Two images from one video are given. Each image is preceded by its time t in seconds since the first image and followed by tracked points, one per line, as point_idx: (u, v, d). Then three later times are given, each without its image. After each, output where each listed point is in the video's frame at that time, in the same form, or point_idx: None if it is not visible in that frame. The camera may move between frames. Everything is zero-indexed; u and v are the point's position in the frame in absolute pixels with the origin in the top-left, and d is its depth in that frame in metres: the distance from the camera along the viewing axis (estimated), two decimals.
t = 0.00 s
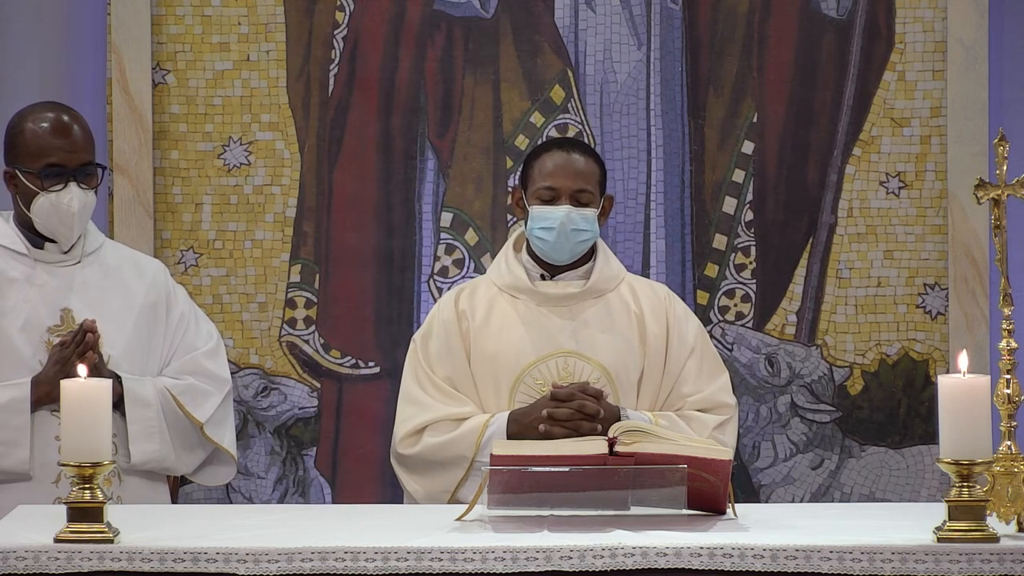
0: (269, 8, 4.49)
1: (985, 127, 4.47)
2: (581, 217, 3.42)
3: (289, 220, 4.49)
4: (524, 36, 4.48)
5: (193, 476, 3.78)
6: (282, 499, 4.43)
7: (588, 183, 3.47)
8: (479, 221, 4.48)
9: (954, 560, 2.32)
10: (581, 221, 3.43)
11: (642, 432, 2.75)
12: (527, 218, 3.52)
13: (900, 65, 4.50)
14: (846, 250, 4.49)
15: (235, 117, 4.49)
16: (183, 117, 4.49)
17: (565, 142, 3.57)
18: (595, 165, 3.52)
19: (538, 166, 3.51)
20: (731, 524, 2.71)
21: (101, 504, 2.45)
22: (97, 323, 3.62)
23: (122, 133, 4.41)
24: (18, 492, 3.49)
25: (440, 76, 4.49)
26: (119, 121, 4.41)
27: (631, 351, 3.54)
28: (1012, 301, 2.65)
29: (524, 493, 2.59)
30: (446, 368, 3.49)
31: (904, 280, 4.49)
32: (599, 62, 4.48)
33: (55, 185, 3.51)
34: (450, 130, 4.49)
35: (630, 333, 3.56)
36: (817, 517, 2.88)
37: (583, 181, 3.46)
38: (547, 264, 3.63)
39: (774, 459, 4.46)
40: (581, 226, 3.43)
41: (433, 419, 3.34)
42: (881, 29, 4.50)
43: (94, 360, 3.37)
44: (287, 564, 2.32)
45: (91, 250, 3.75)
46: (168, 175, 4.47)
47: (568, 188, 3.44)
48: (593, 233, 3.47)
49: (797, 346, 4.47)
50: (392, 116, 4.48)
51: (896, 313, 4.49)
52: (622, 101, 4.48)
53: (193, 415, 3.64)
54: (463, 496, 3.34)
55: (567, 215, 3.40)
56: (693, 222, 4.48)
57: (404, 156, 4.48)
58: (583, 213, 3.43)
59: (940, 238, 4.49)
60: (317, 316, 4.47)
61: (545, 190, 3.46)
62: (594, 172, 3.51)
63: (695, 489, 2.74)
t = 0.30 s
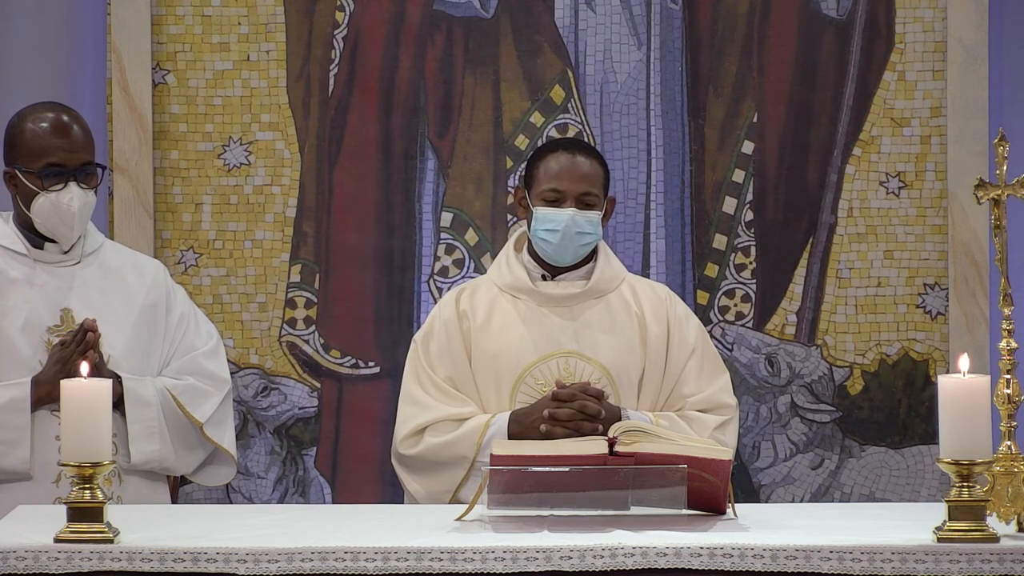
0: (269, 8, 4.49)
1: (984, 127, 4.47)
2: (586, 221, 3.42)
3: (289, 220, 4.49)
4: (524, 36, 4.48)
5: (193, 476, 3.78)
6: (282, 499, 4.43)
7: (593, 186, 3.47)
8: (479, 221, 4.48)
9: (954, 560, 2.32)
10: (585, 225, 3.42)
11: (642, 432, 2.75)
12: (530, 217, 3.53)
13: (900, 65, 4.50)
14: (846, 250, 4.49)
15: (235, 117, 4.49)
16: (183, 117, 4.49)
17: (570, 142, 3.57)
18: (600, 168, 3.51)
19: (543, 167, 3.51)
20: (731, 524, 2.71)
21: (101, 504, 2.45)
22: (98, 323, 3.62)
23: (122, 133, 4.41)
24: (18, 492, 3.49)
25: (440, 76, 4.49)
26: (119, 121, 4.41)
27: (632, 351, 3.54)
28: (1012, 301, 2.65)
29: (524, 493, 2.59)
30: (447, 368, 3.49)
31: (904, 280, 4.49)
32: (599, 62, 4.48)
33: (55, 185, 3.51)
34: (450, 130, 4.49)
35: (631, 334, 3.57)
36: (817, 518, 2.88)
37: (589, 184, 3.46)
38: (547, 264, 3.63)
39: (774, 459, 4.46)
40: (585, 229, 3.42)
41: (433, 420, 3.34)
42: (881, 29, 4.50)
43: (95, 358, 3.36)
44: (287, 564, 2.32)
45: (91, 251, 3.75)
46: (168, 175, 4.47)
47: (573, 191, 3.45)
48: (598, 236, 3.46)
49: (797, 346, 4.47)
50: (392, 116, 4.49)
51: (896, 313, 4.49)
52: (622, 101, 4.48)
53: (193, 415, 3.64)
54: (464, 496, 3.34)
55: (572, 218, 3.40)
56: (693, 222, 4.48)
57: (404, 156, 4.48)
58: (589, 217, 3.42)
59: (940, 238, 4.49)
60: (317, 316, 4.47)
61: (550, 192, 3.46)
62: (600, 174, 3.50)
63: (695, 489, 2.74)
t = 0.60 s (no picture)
0: (269, 8, 4.49)
1: (984, 127, 4.47)
2: (590, 222, 3.42)
3: (289, 220, 4.49)
4: (524, 36, 4.48)
5: (193, 476, 3.78)
6: (282, 499, 4.43)
7: (596, 187, 3.46)
8: (479, 221, 4.48)
9: (954, 560, 2.32)
10: (589, 226, 3.42)
11: (642, 432, 2.75)
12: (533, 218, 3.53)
13: (900, 65, 4.50)
14: (846, 250, 4.49)
15: (236, 117, 4.49)
16: (183, 117, 4.49)
17: (574, 142, 3.56)
18: (603, 168, 3.51)
19: (547, 168, 3.51)
20: (731, 523, 2.71)
21: (101, 504, 2.45)
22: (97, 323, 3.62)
23: (122, 133, 4.41)
24: (18, 492, 3.49)
25: (440, 77, 4.49)
26: (119, 121, 4.41)
27: (633, 351, 3.54)
28: (1012, 301, 2.65)
29: (524, 493, 2.59)
30: (448, 368, 3.49)
31: (904, 280, 4.49)
32: (599, 62, 4.48)
33: (56, 185, 3.51)
34: (450, 130, 4.49)
35: (632, 334, 3.57)
36: (816, 518, 2.88)
37: (592, 185, 3.46)
38: (548, 264, 3.63)
39: (774, 459, 4.46)
40: (589, 230, 3.42)
41: (434, 420, 3.34)
42: (881, 29, 4.50)
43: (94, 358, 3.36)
44: (287, 564, 2.32)
45: (91, 251, 3.75)
46: (168, 175, 4.47)
47: (577, 192, 3.44)
48: (600, 238, 3.47)
49: (797, 346, 4.47)
50: (392, 116, 4.48)
51: (896, 313, 4.49)
52: (622, 101, 4.48)
53: (193, 415, 3.64)
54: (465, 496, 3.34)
55: (576, 220, 3.40)
56: (693, 222, 4.48)
57: (404, 156, 4.48)
58: (592, 217, 3.43)
59: (940, 238, 4.49)
60: (317, 316, 4.47)
61: (553, 193, 3.46)
62: (603, 175, 3.50)
63: (696, 489, 2.74)
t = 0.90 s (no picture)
0: (269, 8, 4.49)
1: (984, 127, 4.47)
2: (591, 222, 3.42)
3: (289, 220, 4.49)
4: (524, 36, 4.48)
5: (193, 476, 3.78)
6: (282, 499, 4.43)
7: (597, 188, 3.46)
8: (479, 221, 4.48)
9: (954, 560, 2.32)
10: (590, 225, 3.42)
11: (642, 432, 2.75)
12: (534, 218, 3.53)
13: (900, 65, 4.50)
14: (846, 250, 4.49)
15: (236, 117, 4.49)
16: (183, 117, 4.49)
17: (575, 142, 3.56)
18: (604, 168, 3.50)
19: (548, 168, 3.50)
20: (731, 523, 2.71)
21: (101, 504, 2.45)
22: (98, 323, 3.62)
23: (122, 133, 4.40)
24: (18, 492, 3.49)
25: (439, 77, 4.49)
26: (119, 121, 4.41)
27: (633, 351, 3.54)
28: (1012, 301, 2.65)
29: (524, 493, 2.59)
30: (448, 368, 3.49)
31: (904, 280, 4.49)
32: (599, 62, 4.48)
33: (56, 185, 3.51)
34: (450, 130, 4.49)
35: (632, 334, 3.57)
36: (816, 518, 2.88)
37: (593, 185, 3.46)
38: (548, 264, 3.63)
39: (774, 459, 4.46)
40: (590, 230, 3.42)
41: (434, 420, 3.34)
42: (881, 29, 4.50)
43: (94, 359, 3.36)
44: (287, 564, 2.32)
45: (91, 251, 3.75)
46: (168, 175, 4.47)
47: (578, 192, 3.44)
48: (602, 237, 3.47)
49: (797, 346, 4.47)
50: (392, 116, 4.48)
51: (896, 313, 4.49)
52: (622, 101, 4.48)
53: (193, 415, 3.64)
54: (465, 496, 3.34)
55: (577, 219, 3.40)
56: (693, 222, 4.48)
57: (404, 156, 4.48)
58: (594, 217, 3.43)
59: (940, 238, 4.49)
60: (317, 316, 4.47)
61: (554, 192, 3.45)
62: (604, 175, 3.50)
63: (696, 489, 2.74)
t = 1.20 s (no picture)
0: (269, 8, 4.49)
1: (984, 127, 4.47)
2: (591, 221, 3.42)
3: (288, 220, 4.49)
4: (524, 36, 4.48)
5: (193, 476, 3.78)
6: (281, 499, 4.43)
7: (597, 187, 3.46)
8: (479, 221, 4.48)
9: (954, 560, 2.32)
10: (590, 224, 3.42)
11: (642, 432, 2.75)
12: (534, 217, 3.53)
13: (900, 65, 4.50)
14: (846, 250, 4.49)
15: (235, 117, 4.49)
16: (183, 117, 4.49)
17: (574, 142, 3.56)
18: (604, 168, 3.51)
19: (548, 168, 3.50)
20: (731, 523, 2.71)
21: (101, 504, 2.45)
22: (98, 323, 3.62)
23: (122, 133, 4.40)
24: (18, 492, 3.49)
25: (439, 77, 4.49)
26: (119, 121, 4.41)
27: (633, 351, 3.54)
28: (1012, 301, 2.65)
29: (524, 493, 2.59)
30: (448, 368, 3.49)
31: (904, 280, 4.49)
32: (599, 62, 4.48)
33: (56, 185, 3.51)
34: (450, 130, 4.49)
35: (632, 334, 3.57)
36: (816, 518, 2.88)
37: (593, 185, 3.46)
38: (548, 264, 3.63)
39: (774, 459, 4.46)
40: (590, 229, 3.42)
41: (434, 419, 3.35)
42: (881, 29, 4.50)
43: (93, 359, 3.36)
44: (287, 564, 2.32)
45: (91, 251, 3.75)
46: (168, 175, 4.47)
47: (578, 192, 3.44)
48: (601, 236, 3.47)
49: (797, 346, 4.47)
50: (392, 116, 4.48)
51: (896, 313, 4.49)
52: (622, 101, 4.48)
53: (194, 415, 3.64)
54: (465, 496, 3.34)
55: (576, 217, 3.40)
56: (693, 222, 4.48)
57: (404, 156, 4.48)
58: (593, 216, 3.43)
59: (940, 238, 4.49)
60: (317, 316, 4.47)
61: (554, 192, 3.45)
62: (604, 175, 3.50)
63: (696, 489, 2.74)
